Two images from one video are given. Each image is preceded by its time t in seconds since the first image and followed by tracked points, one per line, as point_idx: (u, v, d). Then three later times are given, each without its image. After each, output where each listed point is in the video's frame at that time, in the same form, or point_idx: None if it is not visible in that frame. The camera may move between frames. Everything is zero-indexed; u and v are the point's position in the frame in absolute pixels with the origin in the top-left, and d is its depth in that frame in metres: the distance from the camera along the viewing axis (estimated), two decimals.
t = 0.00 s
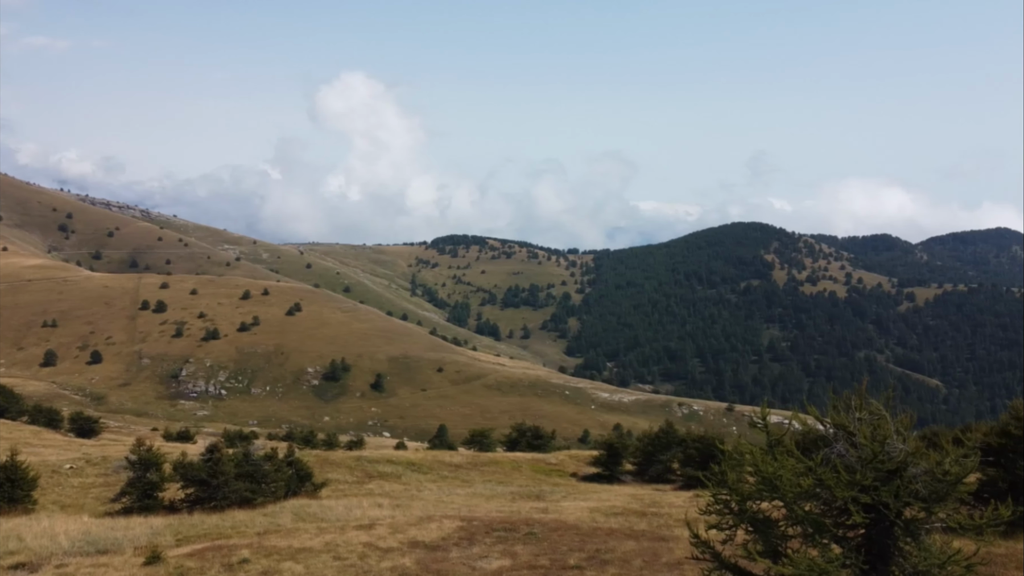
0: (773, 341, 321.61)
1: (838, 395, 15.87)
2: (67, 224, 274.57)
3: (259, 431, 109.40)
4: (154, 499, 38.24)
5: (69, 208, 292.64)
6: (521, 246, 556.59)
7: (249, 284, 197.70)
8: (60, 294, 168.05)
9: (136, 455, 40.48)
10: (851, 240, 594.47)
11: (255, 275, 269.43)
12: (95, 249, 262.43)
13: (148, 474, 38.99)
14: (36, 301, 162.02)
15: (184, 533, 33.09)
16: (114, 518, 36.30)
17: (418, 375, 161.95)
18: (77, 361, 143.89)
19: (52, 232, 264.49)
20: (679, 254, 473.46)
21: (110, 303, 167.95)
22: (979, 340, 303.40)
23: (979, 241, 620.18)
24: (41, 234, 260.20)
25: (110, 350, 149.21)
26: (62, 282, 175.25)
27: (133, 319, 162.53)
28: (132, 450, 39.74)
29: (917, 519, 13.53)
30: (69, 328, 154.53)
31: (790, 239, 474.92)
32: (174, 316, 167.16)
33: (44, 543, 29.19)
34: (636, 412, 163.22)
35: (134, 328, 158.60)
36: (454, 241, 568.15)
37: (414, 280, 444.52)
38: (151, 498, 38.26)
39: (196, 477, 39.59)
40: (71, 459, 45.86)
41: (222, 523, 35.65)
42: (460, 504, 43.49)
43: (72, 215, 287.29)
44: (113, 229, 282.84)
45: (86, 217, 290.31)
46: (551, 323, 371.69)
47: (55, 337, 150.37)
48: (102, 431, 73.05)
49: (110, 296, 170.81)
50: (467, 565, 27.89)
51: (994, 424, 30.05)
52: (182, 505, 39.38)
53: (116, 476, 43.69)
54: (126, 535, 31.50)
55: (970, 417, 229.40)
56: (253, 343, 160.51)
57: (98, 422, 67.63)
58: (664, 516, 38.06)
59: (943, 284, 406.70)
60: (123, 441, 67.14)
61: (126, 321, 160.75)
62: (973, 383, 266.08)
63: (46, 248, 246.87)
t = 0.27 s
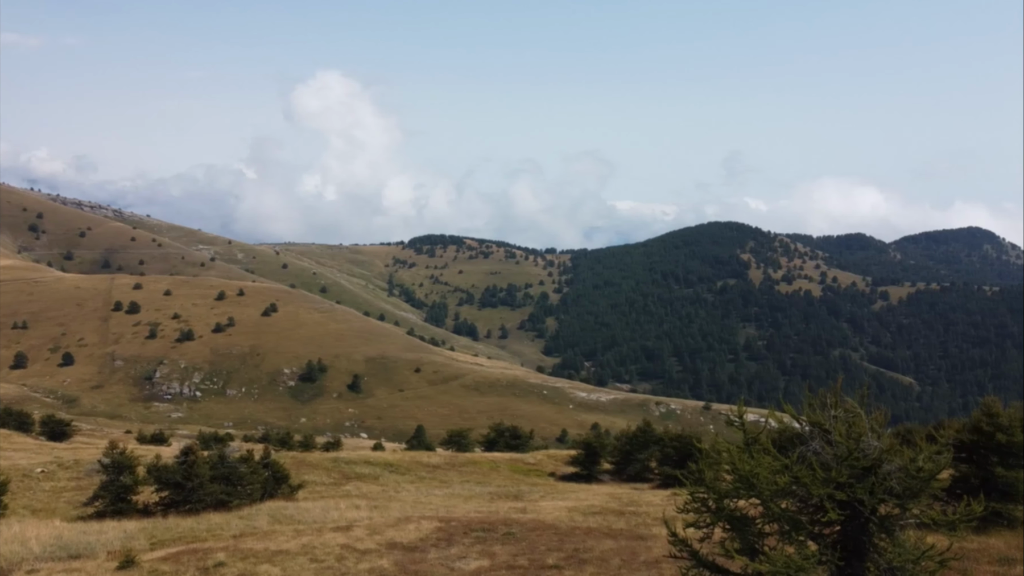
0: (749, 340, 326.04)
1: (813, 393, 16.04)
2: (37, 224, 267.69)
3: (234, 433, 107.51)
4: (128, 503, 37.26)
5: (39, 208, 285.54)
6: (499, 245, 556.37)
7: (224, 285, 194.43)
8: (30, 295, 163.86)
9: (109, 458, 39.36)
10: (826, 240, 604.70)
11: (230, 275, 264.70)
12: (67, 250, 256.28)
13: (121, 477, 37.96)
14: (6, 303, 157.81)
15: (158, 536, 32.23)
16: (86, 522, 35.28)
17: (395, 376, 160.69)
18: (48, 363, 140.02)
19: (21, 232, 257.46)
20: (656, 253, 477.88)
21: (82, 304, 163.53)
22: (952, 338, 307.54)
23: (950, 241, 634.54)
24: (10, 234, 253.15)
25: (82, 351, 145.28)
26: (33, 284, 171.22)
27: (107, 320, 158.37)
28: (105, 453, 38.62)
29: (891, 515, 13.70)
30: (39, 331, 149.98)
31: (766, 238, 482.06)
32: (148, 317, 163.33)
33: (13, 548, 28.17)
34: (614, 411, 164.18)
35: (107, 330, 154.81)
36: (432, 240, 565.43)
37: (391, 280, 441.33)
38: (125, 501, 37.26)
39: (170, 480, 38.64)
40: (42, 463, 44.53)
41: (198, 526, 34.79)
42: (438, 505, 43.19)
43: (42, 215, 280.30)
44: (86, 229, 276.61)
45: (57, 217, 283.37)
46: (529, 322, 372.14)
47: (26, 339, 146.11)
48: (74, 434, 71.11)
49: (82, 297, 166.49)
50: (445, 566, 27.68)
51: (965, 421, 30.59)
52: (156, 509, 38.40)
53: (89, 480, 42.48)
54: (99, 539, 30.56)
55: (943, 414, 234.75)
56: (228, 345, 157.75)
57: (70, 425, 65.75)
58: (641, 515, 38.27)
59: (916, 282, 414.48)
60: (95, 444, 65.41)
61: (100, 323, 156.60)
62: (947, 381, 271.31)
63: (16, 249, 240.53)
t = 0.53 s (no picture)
0: (726, 339, 330.19)
1: (789, 391, 16.23)
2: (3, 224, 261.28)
3: (209, 435, 105.40)
4: (101, 506, 36.27)
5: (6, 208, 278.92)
6: (477, 245, 555.39)
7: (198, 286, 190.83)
8: None
9: (81, 462, 38.27)
10: (800, 239, 614.82)
11: (205, 275, 259.33)
12: (36, 251, 250.33)
13: (94, 481, 36.89)
14: None
15: (131, 540, 31.42)
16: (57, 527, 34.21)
17: (372, 377, 159.21)
18: (17, 365, 136.81)
19: None
20: (633, 253, 481.74)
21: (52, 306, 161.33)
22: (924, 336, 311.22)
23: (921, 241, 648.89)
24: None
25: (52, 353, 142.58)
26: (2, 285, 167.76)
27: (78, 322, 155.58)
28: (76, 456, 37.53)
29: (866, 511, 13.89)
30: (8, 332, 147.82)
31: (741, 238, 488.68)
32: (121, 318, 160.06)
33: None
34: (591, 410, 164.94)
35: (78, 331, 151.97)
36: (410, 240, 561.93)
37: (368, 280, 437.47)
38: (97, 505, 36.25)
39: (144, 484, 37.64)
40: (10, 468, 43.22)
41: (172, 529, 33.94)
42: (416, 506, 42.85)
43: (10, 215, 273.95)
44: (56, 229, 270.85)
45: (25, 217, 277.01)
46: (506, 322, 372.01)
47: None
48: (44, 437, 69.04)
49: (53, 300, 164.46)
50: (423, 566, 27.39)
51: (937, 419, 31.15)
52: (130, 512, 37.43)
53: (60, 483, 41.28)
54: (70, 544, 29.63)
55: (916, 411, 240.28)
56: (202, 346, 154.83)
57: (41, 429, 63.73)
58: (619, 513, 38.44)
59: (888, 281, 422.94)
60: (65, 447, 63.61)
61: (70, 325, 154.07)
62: (920, 378, 276.84)
63: None
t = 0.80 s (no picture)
0: (702, 338, 334.08)
1: (765, 389, 16.33)
2: None
3: (182, 438, 103.40)
4: (72, 510, 35.31)
5: None
6: (455, 245, 553.81)
7: (172, 286, 187.41)
8: None
9: (52, 465, 37.17)
10: (775, 239, 623.74)
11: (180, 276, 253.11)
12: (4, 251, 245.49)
13: (65, 484, 35.85)
14: None
15: (104, 544, 30.61)
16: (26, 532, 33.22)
17: (349, 377, 157.54)
18: None
19: None
20: (611, 253, 485.20)
21: (22, 308, 161.52)
22: (897, 335, 314.49)
23: (894, 240, 661.64)
24: None
25: (22, 356, 142.67)
26: None
27: (48, 324, 155.20)
28: (47, 459, 36.41)
29: (841, 508, 14.07)
30: None
31: (717, 237, 494.73)
32: (93, 319, 158.87)
33: None
34: (569, 410, 165.30)
35: (49, 334, 151.38)
36: (387, 240, 557.63)
37: (344, 280, 433.37)
38: (69, 509, 35.29)
39: (117, 487, 36.63)
40: None
41: (146, 533, 33.09)
42: (394, 507, 42.44)
43: None
44: (26, 230, 266.95)
45: None
46: (484, 322, 371.34)
47: None
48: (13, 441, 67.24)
49: (24, 302, 164.41)
50: (400, 567, 27.13)
51: (910, 415, 31.77)
52: (103, 516, 36.47)
53: (31, 488, 40.18)
54: (41, 549, 28.77)
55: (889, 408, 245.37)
56: (176, 347, 152.22)
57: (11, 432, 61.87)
58: (597, 513, 38.55)
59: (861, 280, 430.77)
60: (35, 450, 61.99)
61: (41, 327, 153.95)
62: (894, 375, 281.86)
63: None
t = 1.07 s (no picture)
0: (681, 337, 337.17)
1: (743, 387, 16.40)
2: None
3: (157, 440, 101.37)
4: (45, 514, 34.33)
5: None
6: (434, 245, 551.76)
7: (147, 287, 183.92)
8: None
9: (24, 468, 36.13)
10: (752, 238, 631.44)
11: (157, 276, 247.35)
12: None
13: (38, 488, 34.88)
14: None
15: (79, 548, 29.79)
16: None
17: (327, 378, 155.79)
18: None
19: None
20: (590, 253, 487.61)
21: None
22: (873, 333, 322.09)
23: (869, 239, 672.94)
24: None
25: None
26: None
27: (20, 326, 152.18)
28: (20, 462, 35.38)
29: (818, 506, 14.23)
30: None
31: (695, 237, 499.98)
32: (65, 321, 155.76)
33: None
34: (548, 409, 165.55)
35: (20, 335, 147.95)
36: (366, 239, 553.02)
37: (322, 280, 428.85)
38: (42, 513, 34.31)
39: (92, 490, 35.68)
40: None
41: (121, 537, 32.28)
42: (373, 508, 41.98)
43: None
44: None
45: None
46: (463, 322, 370.30)
47: None
48: None
49: None
50: (380, 569, 26.81)
51: (886, 412, 32.32)
52: (76, 520, 35.49)
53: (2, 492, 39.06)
54: (12, 554, 27.93)
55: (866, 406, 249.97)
56: (151, 348, 149.62)
57: None
58: (577, 512, 38.58)
59: (837, 279, 438.04)
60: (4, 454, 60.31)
61: (11, 329, 150.60)
62: (870, 374, 287.07)
63: None
